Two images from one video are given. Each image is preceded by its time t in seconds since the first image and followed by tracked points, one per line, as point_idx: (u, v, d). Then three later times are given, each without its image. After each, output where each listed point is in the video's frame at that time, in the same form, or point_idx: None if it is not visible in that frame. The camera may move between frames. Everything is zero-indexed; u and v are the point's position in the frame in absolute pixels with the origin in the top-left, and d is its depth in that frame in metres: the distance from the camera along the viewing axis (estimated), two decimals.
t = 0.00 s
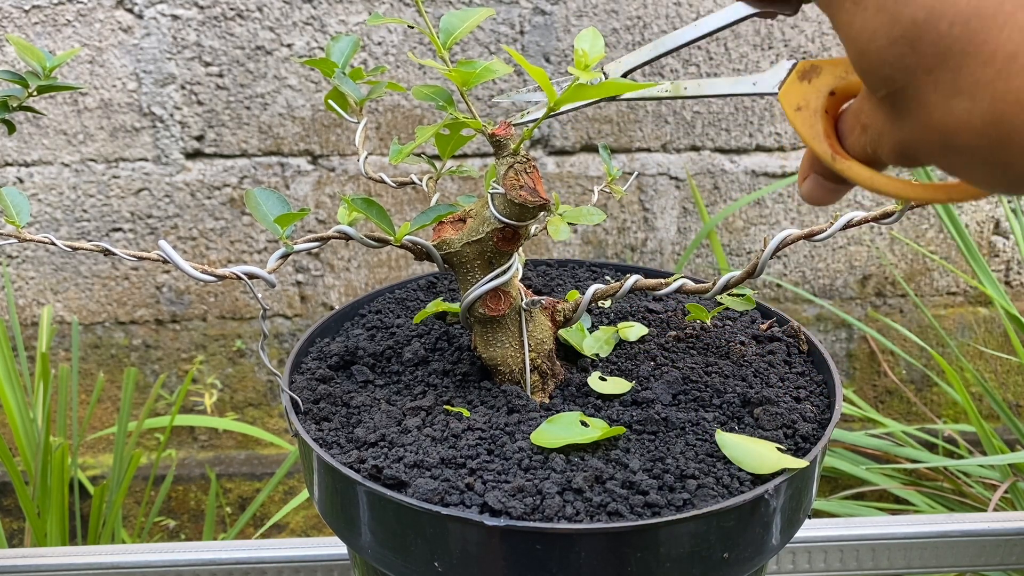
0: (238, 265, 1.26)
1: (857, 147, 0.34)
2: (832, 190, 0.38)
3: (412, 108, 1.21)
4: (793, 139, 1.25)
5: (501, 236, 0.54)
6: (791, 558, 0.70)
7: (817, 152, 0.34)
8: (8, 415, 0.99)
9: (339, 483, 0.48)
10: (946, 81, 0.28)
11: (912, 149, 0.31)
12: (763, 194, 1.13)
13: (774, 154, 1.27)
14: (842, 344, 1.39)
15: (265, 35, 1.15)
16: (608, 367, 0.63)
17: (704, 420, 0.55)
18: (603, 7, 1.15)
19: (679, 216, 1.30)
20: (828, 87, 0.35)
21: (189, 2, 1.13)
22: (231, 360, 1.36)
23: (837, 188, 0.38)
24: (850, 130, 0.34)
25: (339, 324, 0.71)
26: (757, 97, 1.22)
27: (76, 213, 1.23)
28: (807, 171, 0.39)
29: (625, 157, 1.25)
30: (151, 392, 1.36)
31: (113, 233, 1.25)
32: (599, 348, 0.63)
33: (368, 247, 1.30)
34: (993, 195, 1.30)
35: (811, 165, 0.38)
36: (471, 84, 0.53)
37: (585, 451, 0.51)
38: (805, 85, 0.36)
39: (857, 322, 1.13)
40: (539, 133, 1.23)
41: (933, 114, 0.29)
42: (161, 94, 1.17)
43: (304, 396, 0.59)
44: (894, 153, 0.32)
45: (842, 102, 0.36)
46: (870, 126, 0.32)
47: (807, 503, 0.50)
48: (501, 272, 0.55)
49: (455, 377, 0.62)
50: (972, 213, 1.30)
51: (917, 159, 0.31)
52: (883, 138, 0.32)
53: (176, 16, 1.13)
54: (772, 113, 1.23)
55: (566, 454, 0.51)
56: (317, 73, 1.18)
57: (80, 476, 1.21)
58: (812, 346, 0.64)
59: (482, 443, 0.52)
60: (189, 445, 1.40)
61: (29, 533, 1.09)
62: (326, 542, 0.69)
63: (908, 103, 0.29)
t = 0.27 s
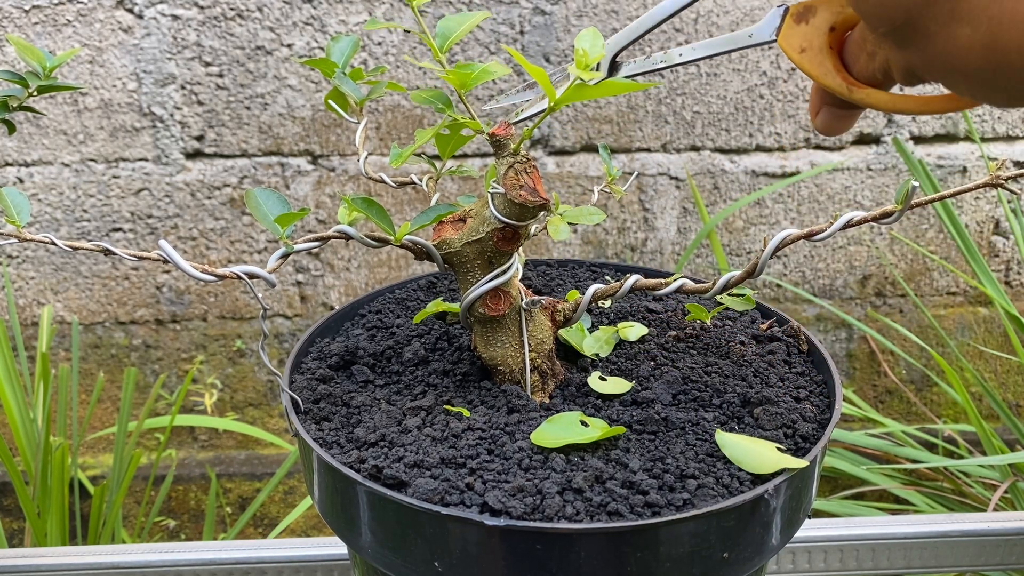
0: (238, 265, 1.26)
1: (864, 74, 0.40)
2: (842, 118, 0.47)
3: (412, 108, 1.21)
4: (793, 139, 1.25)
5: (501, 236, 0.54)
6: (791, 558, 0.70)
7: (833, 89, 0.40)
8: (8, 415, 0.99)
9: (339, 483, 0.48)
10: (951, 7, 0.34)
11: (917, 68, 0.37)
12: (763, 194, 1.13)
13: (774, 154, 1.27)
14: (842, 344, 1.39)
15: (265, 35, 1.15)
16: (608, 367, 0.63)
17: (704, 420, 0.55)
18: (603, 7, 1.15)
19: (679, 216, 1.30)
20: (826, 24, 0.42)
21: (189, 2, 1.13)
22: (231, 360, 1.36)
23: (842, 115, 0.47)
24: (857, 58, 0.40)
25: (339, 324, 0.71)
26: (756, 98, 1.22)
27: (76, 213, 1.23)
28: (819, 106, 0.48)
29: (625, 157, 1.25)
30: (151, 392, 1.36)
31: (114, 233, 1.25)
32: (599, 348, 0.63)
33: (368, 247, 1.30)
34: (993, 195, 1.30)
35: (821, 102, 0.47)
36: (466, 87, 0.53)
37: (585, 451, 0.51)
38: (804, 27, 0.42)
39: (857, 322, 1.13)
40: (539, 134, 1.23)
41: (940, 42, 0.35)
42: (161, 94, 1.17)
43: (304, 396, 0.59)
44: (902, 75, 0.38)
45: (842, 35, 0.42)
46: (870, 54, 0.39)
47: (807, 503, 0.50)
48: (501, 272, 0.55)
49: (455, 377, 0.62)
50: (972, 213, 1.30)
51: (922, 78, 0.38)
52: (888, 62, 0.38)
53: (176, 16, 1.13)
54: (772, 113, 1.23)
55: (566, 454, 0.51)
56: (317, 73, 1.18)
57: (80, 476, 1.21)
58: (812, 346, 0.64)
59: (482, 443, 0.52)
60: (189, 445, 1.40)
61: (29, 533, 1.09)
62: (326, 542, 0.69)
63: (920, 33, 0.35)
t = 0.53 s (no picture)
0: (238, 265, 1.26)
1: (868, 49, 0.45)
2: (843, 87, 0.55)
3: (412, 108, 1.21)
4: (793, 139, 1.25)
5: (501, 235, 0.54)
6: (791, 558, 0.70)
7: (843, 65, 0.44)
8: (8, 415, 0.99)
9: (339, 483, 0.48)
10: None
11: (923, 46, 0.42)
12: (763, 194, 1.13)
13: (774, 154, 1.26)
14: (842, 344, 1.39)
15: (265, 35, 1.15)
16: (608, 367, 0.63)
17: (704, 420, 0.55)
18: (603, 7, 1.15)
19: (679, 216, 1.30)
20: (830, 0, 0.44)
21: (190, 2, 1.13)
22: (231, 360, 1.36)
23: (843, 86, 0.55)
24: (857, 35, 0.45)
25: (339, 324, 0.71)
26: (757, 98, 1.22)
27: (76, 213, 1.23)
28: (821, 77, 0.56)
29: (625, 157, 1.25)
30: (151, 392, 1.36)
31: (114, 233, 1.25)
32: (599, 349, 0.63)
33: (368, 247, 1.30)
34: (993, 195, 1.30)
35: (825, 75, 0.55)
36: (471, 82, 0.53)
37: (585, 451, 0.51)
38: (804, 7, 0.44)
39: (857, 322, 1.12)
40: (539, 133, 1.23)
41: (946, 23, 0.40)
42: (161, 94, 1.17)
43: (304, 396, 0.59)
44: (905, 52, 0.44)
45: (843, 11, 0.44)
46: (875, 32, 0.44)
47: (807, 503, 0.50)
48: (501, 272, 0.55)
49: (455, 377, 0.62)
50: (972, 213, 1.30)
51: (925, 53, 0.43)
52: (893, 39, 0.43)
53: (176, 16, 1.13)
54: (772, 113, 1.23)
55: (566, 454, 0.51)
56: (317, 73, 1.18)
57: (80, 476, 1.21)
58: (812, 346, 0.64)
59: (482, 443, 0.52)
60: (189, 445, 1.40)
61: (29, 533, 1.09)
62: (326, 542, 0.69)
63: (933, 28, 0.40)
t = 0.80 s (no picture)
0: (238, 265, 1.26)
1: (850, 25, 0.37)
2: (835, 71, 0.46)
3: (412, 109, 1.21)
4: (793, 139, 1.25)
5: (502, 236, 0.54)
6: (791, 558, 0.70)
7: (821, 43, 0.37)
8: (8, 415, 0.99)
9: (339, 483, 0.48)
10: None
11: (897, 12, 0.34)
12: (763, 194, 1.13)
13: (774, 154, 1.27)
14: (842, 344, 1.39)
15: (265, 35, 1.15)
16: (608, 367, 0.63)
17: (704, 420, 0.55)
18: (603, 7, 1.15)
19: (679, 216, 1.30)
20: None
21: (190, 2, 1.13)
22: (231, 360, 1.36)
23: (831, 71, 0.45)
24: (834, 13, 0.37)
25: (340, 324, 0.71)
26: (757, 98, 1.22)
27: (76, 213, 1.23)
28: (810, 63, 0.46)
29: (625, 157, 1.25)
30: (151, 392, 1.36)
31: (114, 233, 1.25)
32: (599, 348, 0.63)
33: (368, 247, 1.30)
34: (993, 195, 1.30)
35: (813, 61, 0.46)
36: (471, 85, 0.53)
37: (585, 451, 0.51)
38: None
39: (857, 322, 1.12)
40: (539, 134, 1.23)
41: None
42: (161, 94, 1.17)
43: (304, 396, 0.59)
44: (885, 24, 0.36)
45: None
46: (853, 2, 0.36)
47: (807, 503, 0.50)
48: (501, 272, 0.55)
49: (455, 377, 0.62)
50: (972, 213, 1.30)
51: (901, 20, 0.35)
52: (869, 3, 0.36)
53: (176, 16, 1.13)
54: (772, 113, 1.23)
55: (566, 454, 0.51)
56: (317, 73, 1.18)
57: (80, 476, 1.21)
58: (812, 346, 0.64)
59: (482, 443, 0.52)
60: (189, 445, 1.40)
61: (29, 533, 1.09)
62: (326, 542, 0.69)
63: None
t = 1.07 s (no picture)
0: (238, 265, 1.26)
1: None
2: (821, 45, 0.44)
3: (412, 109, 1.21)
4: (793, 139, 1.25)
5: (501, 236, 0.54)
6: (791, 558, 0.70)
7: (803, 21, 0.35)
8: (8, 415, 0.99)
9: (339, 483, 0.48)
10: None
11: None
12: (763, 194, 1.13)
13: (774, 154, 1.27)
14: (842, 344, 1.39)
15: (265, 35, 1.15)
16: (608, 367, 0.63)
17: (704, 420, 0.55)
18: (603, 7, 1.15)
19: (679, 216, 1.30)
20: None
21: (190, 2, 1.13)
22: (231, 360, 1.36)
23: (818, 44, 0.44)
24: None
25: (339, 324, 0.71)
26: (757, 98, 1.22)
27: (76, 213, 1.23)
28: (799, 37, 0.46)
29: (625, 157, 1.25)
30: (151, 392, 1.36)
31: (114, 233, 1.25)
32: (599, 348, 0.63)
33: (368, 247, 1.30)
34: (993, 195, 1.30)
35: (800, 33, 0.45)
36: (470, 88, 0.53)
37: (585, 451, 0.51)
38: None
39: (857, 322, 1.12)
40: (539, 134, 1.23)
41: None
42: (161, 94, 1.17)
43: (304, 396, 0.59)
44: None
45: None
46: None
47: (807, 503, 0.50)
48: (501, 272, 0.55)
49: (455, 377, 0.62)
50: (972, 213, 1.30)
51: None
52: None
53: (176, 16, 1.13)
54: (772, 113, 1.23)
55: (566, 454, 0.51)
56: (317, 73, 1.18)
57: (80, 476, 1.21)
58: (812, 346, 0.64)
59: (482, 443, 0.52)
60: (189, 445, 1.40)
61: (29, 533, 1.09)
62: (326, 542, 0.69)
63: None
